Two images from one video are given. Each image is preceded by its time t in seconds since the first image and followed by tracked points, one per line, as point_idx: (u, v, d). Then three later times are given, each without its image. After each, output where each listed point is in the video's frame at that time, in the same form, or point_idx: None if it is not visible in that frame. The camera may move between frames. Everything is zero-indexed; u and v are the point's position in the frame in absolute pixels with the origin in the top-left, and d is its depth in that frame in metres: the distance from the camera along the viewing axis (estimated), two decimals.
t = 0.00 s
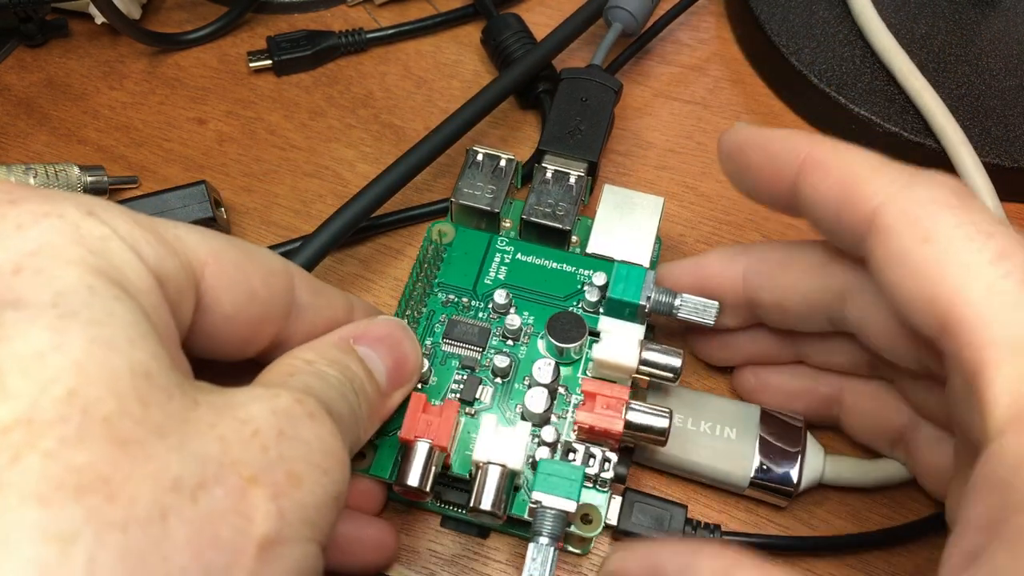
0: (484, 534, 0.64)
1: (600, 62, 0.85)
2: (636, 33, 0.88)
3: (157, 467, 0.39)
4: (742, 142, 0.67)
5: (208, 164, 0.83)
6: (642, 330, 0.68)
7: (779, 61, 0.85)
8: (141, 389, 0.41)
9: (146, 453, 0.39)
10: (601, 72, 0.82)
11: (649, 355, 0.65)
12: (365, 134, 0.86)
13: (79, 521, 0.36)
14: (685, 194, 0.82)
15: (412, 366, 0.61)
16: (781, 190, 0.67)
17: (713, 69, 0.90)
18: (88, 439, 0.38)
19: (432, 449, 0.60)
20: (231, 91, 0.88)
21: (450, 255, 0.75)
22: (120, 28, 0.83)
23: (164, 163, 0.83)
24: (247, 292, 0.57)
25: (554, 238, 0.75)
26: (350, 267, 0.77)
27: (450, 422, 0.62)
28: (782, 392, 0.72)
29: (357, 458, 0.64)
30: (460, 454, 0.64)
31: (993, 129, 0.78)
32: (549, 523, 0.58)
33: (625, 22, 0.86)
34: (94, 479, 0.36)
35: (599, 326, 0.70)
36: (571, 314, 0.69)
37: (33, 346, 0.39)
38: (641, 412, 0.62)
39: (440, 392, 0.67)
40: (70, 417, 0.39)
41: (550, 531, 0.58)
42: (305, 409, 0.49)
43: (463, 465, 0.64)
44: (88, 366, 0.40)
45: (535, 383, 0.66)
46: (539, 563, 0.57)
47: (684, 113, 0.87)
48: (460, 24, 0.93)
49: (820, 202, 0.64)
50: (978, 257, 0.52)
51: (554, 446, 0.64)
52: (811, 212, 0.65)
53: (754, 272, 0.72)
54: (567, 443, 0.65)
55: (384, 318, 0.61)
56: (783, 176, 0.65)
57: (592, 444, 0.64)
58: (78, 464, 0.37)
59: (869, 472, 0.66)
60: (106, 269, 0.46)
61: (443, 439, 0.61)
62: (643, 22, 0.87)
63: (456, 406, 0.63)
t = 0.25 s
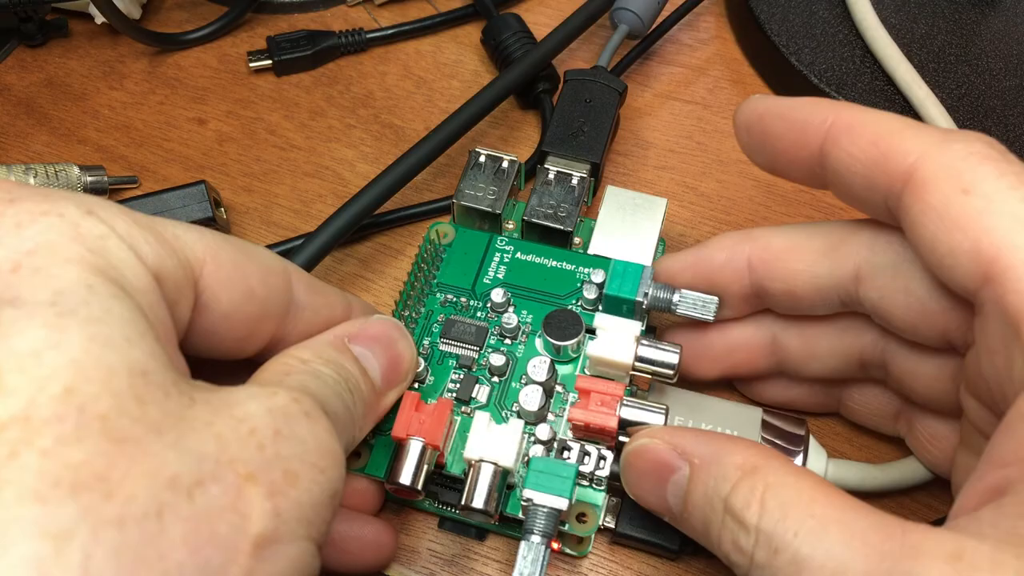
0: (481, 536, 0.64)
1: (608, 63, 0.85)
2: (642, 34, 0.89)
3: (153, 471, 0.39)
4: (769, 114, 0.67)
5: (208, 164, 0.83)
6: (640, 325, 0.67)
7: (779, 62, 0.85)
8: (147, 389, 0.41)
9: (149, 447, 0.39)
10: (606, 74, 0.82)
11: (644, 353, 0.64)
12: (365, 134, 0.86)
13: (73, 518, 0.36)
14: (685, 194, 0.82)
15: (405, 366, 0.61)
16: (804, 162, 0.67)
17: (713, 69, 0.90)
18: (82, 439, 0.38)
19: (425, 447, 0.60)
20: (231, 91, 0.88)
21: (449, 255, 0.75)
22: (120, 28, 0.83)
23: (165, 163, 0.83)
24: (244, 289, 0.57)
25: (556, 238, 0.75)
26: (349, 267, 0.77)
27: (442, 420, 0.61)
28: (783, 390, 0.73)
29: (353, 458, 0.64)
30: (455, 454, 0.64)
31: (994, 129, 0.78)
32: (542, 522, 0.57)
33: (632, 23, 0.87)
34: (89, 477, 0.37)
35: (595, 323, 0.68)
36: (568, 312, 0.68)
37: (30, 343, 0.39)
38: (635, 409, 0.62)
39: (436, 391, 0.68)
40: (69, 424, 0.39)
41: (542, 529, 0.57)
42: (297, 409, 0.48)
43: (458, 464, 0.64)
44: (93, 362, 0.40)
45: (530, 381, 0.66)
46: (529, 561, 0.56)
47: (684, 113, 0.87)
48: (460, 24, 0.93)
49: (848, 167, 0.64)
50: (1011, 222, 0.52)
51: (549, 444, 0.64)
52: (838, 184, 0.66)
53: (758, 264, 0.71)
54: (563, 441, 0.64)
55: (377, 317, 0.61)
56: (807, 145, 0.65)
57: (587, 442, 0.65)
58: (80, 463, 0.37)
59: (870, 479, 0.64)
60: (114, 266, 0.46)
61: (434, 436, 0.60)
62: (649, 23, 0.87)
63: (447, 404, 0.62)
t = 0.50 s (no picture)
0: (456, 515, 0.65)
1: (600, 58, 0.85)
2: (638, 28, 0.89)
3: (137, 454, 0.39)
4: (730, 136, 0.68)
5: (208, 164, 0.83)
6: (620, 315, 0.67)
7: (779, 61, 0.85)
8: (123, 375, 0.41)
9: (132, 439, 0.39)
10: (599, 66, 0.82)
11: (623, 341, 0.65)
12: (365, 134, 0.86)
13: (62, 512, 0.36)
14: (685, 194, 0.82)
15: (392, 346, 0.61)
16: (767, 184, 0.69)
17: (713, 69, 0.90)
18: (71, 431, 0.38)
19: (403, 425, 0.60)
20: (231, 91, 0.88)
21: (435, 239, 0.75)
22: (119, 28, 0.83)
23: (165, 163, 0.83)
24: (221, 273, 0.57)
25: (543, 228, 0.76)
26: (350, 268, 0.77)
27: (422, 398, 0.62)
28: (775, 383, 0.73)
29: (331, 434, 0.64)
30: (432, 434, 0.64)
31: (994, 129, 0.78)
32: (513, 502, 0.58)
33: (627, 18, 0.87)
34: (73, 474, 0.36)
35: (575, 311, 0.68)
36: (550, 299, 0.69)
37: (13, 334, 0.39)
38: (610, 396, 0.63)
39: (417, 371, 0.68)
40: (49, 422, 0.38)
41: (514, 510, 0.58)
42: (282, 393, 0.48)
43: (434, 443, 0.64)
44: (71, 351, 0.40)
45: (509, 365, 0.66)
46: (499, 541, 0.56)
47: (684, 113, 0.87)
48: (460, 24, 0.93)
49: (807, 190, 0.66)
50: (971, 229, 0.52)
51: (525, 427, 0.64)
52: (804, 203, 0.67)
53: (740, 263, 0.72)
54: (539, 425, 0.65)
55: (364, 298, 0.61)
56: (770, 166, 0.67)
57: (564, 427, 0.65)
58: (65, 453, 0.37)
59: (840, 473, 0.64)
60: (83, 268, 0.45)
61: (412, 415, 0.61)
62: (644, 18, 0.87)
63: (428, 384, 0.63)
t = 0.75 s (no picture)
0: (458, 518, 0.64)
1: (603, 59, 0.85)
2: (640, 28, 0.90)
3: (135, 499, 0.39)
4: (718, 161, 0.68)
5: (208, 164, 0.83)
6: (623, 319, 0.69)
7: (779, 62, 0.85)
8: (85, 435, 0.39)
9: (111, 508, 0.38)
10: (601, 69, 0.82)
11: (628, 345, 0.65)
12: (365, 134, 0.86)
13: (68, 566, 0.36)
14: (685, 194, 0.82)
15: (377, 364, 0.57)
16: (761, 206, 0.68)
17: (713, 69, 0.90)
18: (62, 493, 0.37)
19: (407, 428, 0.60)
20: (231, 91, 0.88)
21: (438, 240, 0.75)
22: (119, 29, 0.83)
23: (165, 163, 0.83)
24: (167, 319, 0.53)
25: (544, 230, 0.75)
26: (351, 268, 0.77)
27: (426, 402, 0.62)
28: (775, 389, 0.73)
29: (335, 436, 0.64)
30: (436, 437, 0.64)
31: (994, 129, 0.78)
32: (519, 506, 0.58)
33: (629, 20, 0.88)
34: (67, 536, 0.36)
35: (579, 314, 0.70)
36: (554, 303, 0.69)
37: None
38: (616, 401, 0.62)
39: (419, 373, 0.68)
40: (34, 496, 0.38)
41: (519, 514, 0.58)
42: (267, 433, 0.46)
43: (438, 446, 0.64)
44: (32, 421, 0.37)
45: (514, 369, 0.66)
46: (506, 545, 0.57)
47: (684, 113, 0.87)
48: (460, 24, 0.93)
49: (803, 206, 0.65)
50: (969, 233, 0.53)
51: (529, 430, 0.65)
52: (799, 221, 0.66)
53: (742, 267, 0.73)
54: (543, 428, 0.65)
55: (339, 315, 0.57)
56: (762, 187, 0.66)
57: (568, 430, 0.65)
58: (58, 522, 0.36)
59: (842, 476, 0.64)
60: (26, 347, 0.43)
61: (417, 418, 0.61)
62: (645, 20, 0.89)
63: (432, 388, 0.63)
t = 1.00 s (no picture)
0: (458, 518, 0.64)
1: (603, 61, 0.85)
2: (638, 32, 0.90)
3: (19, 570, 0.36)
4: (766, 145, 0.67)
5: (208, 163, 0.83)
6: (624, 322, 0.68)
7: (779, 62, 0.85)
8: None
9: None
10: (601, 70, 0.82)
11: (629, 346, 0.65)
12: (365, 134, 0.86)
13: None
14: (685, 194, 0.82)
15: (238, 437, 0.48)
16: (837, 164, 0.66)
17: (713, 69, 0.90)
18: None
19: (409, 428, 0.61)
20: (231, 91, 0.88)
21: (439, 240, 0.75)
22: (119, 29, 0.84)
23: (165, 163, 0.83)
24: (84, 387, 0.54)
25: (545, 231, 0.75)
26: (351, 268, 0.77)
27: (427, 401, 0.62)
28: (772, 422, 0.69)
29: (336, 435, 0.64)
30: (437, 436, 0.65)
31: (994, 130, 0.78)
32: (520, 506, 0.58)
33: (629, 22, 0.89)
34: None
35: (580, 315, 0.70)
36: (555, 303, 0.69)
37: None
38: (619, 401, 0.62)
39: (420, 373, 0.68)
40: None
41: (520, 514, 0.58)
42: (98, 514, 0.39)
43: (439, 446, 0.64)
44: None
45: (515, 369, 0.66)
46: (507, 545, 0.57)
47: (684, 113, 0.87)
48: (460, 24, 0.93)
49: (878, 176, 0.65)
50: None
51: (530, 430, 0.65)
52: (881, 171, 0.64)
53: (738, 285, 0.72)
54: (544, 429, 0.65)
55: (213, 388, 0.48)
56: (838, 147, 0.64)
57: (570, 431, 0.65)
58: None
59: (840, 479, 0.65)
60: None
61: (419, 417, 0.61)
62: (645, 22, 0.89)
63: (434, 388, 0.63)
